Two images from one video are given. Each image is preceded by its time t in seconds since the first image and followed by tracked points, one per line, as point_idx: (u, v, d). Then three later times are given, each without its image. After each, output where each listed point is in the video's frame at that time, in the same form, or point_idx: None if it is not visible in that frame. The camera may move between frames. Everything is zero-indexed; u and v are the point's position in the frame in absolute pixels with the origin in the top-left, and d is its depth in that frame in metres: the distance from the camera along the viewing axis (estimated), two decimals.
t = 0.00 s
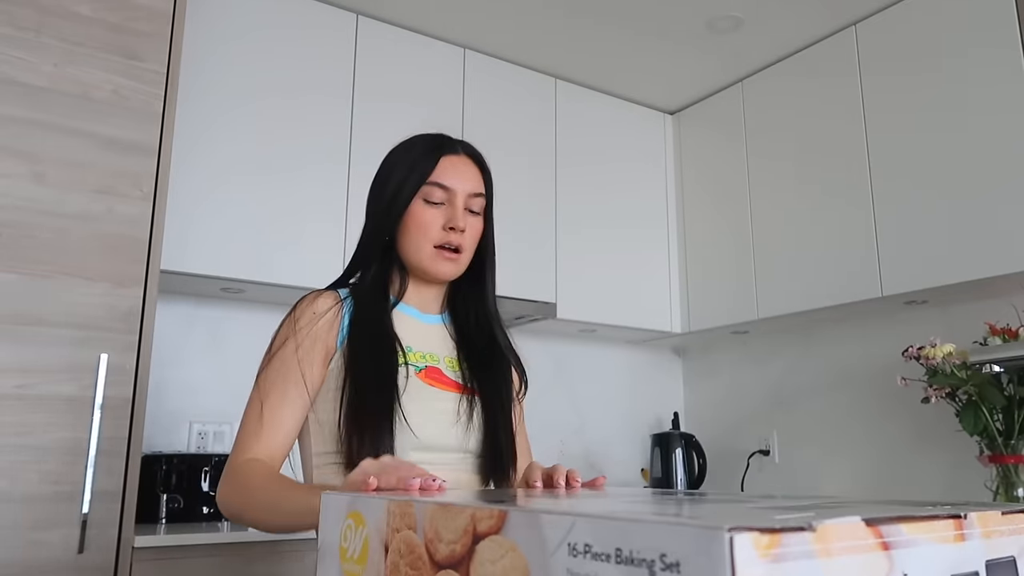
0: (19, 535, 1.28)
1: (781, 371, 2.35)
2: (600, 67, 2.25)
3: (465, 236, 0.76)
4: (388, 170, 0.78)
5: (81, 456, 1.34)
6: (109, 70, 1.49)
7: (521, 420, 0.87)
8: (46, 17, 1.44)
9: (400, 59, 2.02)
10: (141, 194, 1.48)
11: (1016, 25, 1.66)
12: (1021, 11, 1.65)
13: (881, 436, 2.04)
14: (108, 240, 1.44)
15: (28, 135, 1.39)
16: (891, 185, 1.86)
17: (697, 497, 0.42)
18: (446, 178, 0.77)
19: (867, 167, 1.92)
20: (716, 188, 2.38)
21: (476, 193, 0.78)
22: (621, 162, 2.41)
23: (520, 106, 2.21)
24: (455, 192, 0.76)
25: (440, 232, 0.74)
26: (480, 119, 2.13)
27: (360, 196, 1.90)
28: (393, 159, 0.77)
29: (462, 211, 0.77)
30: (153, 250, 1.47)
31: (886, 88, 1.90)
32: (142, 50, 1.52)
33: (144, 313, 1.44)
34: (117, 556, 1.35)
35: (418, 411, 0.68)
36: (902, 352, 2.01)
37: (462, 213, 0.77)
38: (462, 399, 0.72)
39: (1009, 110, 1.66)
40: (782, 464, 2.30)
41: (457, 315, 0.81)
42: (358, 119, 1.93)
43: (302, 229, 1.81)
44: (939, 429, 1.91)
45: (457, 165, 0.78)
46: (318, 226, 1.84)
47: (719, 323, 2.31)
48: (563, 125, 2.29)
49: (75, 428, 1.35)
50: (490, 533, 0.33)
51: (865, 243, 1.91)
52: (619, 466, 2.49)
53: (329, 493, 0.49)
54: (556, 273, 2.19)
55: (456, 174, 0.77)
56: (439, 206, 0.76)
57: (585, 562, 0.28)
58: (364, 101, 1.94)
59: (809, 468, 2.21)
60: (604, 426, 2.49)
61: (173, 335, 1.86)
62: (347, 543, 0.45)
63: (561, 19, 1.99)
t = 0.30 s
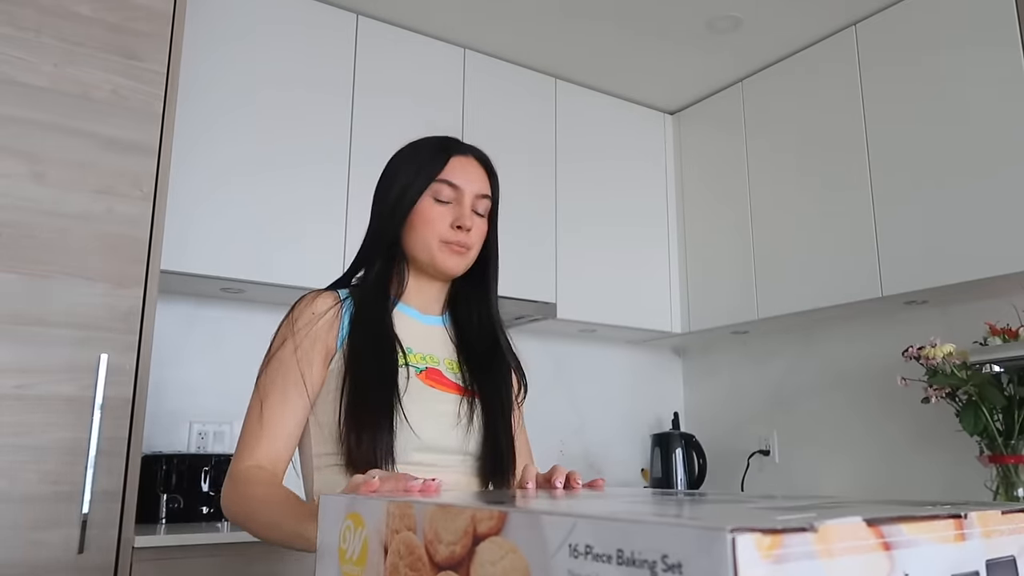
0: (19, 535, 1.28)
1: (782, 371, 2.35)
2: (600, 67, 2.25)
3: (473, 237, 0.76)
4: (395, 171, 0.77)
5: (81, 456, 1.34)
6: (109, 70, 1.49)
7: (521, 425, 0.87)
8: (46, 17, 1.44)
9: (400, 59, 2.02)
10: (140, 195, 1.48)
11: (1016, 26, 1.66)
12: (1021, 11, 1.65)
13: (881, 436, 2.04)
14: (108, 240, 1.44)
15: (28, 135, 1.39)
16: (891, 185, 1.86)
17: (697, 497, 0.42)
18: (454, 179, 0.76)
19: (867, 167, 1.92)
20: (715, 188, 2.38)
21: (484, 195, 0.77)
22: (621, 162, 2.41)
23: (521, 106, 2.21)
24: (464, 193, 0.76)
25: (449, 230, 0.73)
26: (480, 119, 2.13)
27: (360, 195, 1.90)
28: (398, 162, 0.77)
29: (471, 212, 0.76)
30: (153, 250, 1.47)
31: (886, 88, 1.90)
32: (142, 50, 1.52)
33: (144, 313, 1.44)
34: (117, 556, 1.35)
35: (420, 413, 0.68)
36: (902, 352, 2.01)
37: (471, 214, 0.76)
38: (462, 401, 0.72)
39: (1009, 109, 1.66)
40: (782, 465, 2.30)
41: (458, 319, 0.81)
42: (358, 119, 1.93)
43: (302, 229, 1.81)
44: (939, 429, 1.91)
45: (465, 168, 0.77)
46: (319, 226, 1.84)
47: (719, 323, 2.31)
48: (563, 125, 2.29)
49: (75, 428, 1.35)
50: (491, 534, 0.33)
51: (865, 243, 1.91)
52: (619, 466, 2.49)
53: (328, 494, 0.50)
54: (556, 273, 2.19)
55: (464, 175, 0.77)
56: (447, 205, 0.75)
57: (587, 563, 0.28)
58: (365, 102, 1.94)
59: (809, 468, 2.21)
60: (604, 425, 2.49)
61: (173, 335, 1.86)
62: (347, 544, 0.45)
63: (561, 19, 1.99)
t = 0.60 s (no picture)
0: (20, 535, 1.28)
1: (781, 371, 2.35)
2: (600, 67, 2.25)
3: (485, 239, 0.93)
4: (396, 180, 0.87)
5: (81, 457, 1.34)
6: (108, 70, 1.49)
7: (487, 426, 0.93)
8: (46, 17, 1.44)
9: (400, 59, 2.02)
10: (140, 195, 1.48)
11: (1016, 26, 1.66)
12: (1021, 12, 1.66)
13: (881, 436, 2.04)
14: (108, 240, 1.44)
15: (28, 135, 1.39)
16: (891, 185, 1.86)
17: (697, 497, 0.42)
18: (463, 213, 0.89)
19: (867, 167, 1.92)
20: (715, 189, 2.38)
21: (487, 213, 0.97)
22: (621, 162, 2.41)
23: (520, 106, 2.21)
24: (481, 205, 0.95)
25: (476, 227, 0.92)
26: (480, 120, 2.13)
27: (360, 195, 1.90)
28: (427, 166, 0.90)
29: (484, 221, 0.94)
30: (154, 250, 1.47)
31: (886, 88, 1.90)
32: (142, 50, 1.52)
33: (144, 313, 1.44)
34: (117, 556, 1.35)
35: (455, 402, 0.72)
36: (902, 352, 2.01)
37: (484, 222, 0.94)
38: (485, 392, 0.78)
39: (1009, 110, 1.66)
40: (782, 465, 2.30)
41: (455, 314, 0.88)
42: (358, 120, 1.93)
43: (302, 229, 1.81)
44: (939, 429, 1.91)
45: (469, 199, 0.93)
46: (318, 226, 1.83)
47: (718, 323, 2.31)
48: (563, 125, 2.29)
49: (75, 428, 1.35)
50: (492, 533, 0.33)
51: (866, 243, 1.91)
52: (619, 466, 2.49)
53: (327, 492, 0.50)
54: (556, 274, 2.19)
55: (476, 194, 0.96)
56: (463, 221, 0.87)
57: (588, 563, 0.28)
58: (365, 102, 1.94)
59: (809, 468, 2.21)
60: (604, 426, 2.49)
61: (172, 335, 1.86)
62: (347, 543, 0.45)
63: (561, 20, 1.99)
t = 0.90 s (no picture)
0: (20, 535, 1.28)
1: (781, 371, 2.35)
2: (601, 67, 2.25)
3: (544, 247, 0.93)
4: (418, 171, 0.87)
5: (81, 456, 1.34)
6: (108, 70, 1.49)
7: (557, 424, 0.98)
8: (46, 17, 1.44)
9: (400, 59, 2.02)
10: (140, 194, 1.48)
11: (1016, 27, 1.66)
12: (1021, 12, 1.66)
13: (881, 436, 2.04)
14: (108, 240, 1.43)
15: (28, 135, 1.39)
16: (891, 185, 1.86)
17: (697, 497, 0.42)
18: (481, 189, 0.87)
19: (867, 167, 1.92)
20: (714, 189, 2.38)
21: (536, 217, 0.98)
22: (621, 163, 2.41)
23: (520, 106, 2.21)
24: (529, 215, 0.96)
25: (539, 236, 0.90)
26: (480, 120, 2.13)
27: (360, 194, 1.90)
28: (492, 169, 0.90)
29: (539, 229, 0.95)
30: (154, 250, 1.47)
31: (886, 88, 1.90)
32: (142, 50, 1.52)
33: (144, 313, 1.44)
34: (117, 556, 1.35)
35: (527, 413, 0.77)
36: (902, 352, 2.01)
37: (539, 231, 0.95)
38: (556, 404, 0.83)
39: (1009, 110, 1.66)
40: (782, 465, 2.30)
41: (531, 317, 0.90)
42: (358, 120, 1.93)
43: (302, 228, 1.81)
44: (938, 429, 1.91)
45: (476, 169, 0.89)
46: (317, 226, 1.83)
47: (718, 322, 2.31)
48: (563, 125, 2.29)
49: (75, 428, 1.35)
50: (493, 532, 0.33)
51: (866, 243, 1.91)
52: (619, 466, 2.49)
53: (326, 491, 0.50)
54: (556, 275, 2.19)
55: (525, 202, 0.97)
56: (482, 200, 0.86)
57: (589, 562, 0.28)
58: (365, 102, 1.94)
59: (810, 468, 2.21)
60: (604, 426, 2.49)
61: (173, 335, 1.86)
62: (346, 542, 0.45)
63: (561, 20, 1.99)
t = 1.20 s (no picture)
0: (20, 535, 1.28)
1: (781, 371, 2.35)
2: (601, 67, 2.25)
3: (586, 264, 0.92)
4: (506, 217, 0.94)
5: (81, 457, 1.34)
6: (108, 70, 1.49)
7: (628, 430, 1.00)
8: (46, 17, 1.43)
9: (400, 59, 2.02)
10: (141, 194, 1.48)
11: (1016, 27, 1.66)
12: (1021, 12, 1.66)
13: (881, 437, 2.04)
14: (108, 240, 1.43)
15: (28, 135, 1.39)
16: (891, 185, 1.86)
17: (697, 497, 0.42)
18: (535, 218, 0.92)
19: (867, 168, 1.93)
20: (714, 189, 2.38)
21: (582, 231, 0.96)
22: (621, 163, 2.41)
23: (520, 106, 2.21)
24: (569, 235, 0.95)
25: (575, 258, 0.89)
26: (480, 120, 2.12)
27: (360, 194, 1.90)
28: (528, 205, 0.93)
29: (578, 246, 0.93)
30: (154, 250, 1.47)
31: (886, 88, 1.91)
32: (142, 50, 1.52)
33: (144, 314, 1.44)
34: (117, 556, 1.35)
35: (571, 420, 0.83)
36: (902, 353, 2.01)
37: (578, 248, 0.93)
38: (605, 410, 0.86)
39: (1008, 110, 1.66)
40: (782, 464, 2.30)
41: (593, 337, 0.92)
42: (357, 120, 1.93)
43: (302, 228, 1.81)
44: (939, 429, 1.91)
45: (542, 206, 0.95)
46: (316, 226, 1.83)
47: (718, 322, 2.31)
48: (563, 125, 2.29)
49: (75, 428, 1.35)
50: (493, 532, 0.33)
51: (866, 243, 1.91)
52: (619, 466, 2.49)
53: (326, 491, 0.50)
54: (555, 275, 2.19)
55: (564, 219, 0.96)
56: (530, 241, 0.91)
57: (589, 562, 0.28)
58: (365, 103, 1.94)
59: (809, 468, 2.21)
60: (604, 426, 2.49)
61: (174, 335, 1.86)
62: (347, 542, 0.45)
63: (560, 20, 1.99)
